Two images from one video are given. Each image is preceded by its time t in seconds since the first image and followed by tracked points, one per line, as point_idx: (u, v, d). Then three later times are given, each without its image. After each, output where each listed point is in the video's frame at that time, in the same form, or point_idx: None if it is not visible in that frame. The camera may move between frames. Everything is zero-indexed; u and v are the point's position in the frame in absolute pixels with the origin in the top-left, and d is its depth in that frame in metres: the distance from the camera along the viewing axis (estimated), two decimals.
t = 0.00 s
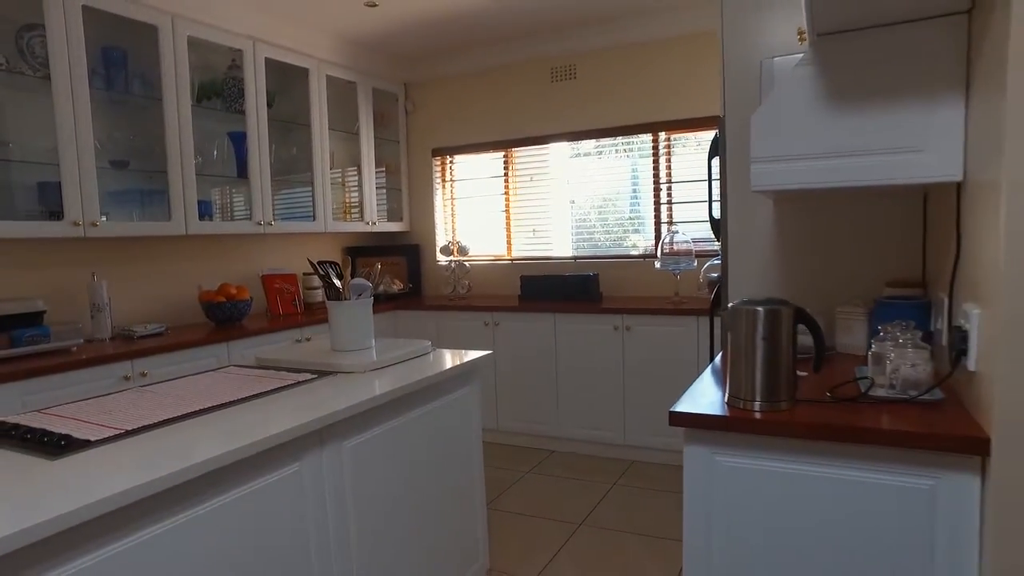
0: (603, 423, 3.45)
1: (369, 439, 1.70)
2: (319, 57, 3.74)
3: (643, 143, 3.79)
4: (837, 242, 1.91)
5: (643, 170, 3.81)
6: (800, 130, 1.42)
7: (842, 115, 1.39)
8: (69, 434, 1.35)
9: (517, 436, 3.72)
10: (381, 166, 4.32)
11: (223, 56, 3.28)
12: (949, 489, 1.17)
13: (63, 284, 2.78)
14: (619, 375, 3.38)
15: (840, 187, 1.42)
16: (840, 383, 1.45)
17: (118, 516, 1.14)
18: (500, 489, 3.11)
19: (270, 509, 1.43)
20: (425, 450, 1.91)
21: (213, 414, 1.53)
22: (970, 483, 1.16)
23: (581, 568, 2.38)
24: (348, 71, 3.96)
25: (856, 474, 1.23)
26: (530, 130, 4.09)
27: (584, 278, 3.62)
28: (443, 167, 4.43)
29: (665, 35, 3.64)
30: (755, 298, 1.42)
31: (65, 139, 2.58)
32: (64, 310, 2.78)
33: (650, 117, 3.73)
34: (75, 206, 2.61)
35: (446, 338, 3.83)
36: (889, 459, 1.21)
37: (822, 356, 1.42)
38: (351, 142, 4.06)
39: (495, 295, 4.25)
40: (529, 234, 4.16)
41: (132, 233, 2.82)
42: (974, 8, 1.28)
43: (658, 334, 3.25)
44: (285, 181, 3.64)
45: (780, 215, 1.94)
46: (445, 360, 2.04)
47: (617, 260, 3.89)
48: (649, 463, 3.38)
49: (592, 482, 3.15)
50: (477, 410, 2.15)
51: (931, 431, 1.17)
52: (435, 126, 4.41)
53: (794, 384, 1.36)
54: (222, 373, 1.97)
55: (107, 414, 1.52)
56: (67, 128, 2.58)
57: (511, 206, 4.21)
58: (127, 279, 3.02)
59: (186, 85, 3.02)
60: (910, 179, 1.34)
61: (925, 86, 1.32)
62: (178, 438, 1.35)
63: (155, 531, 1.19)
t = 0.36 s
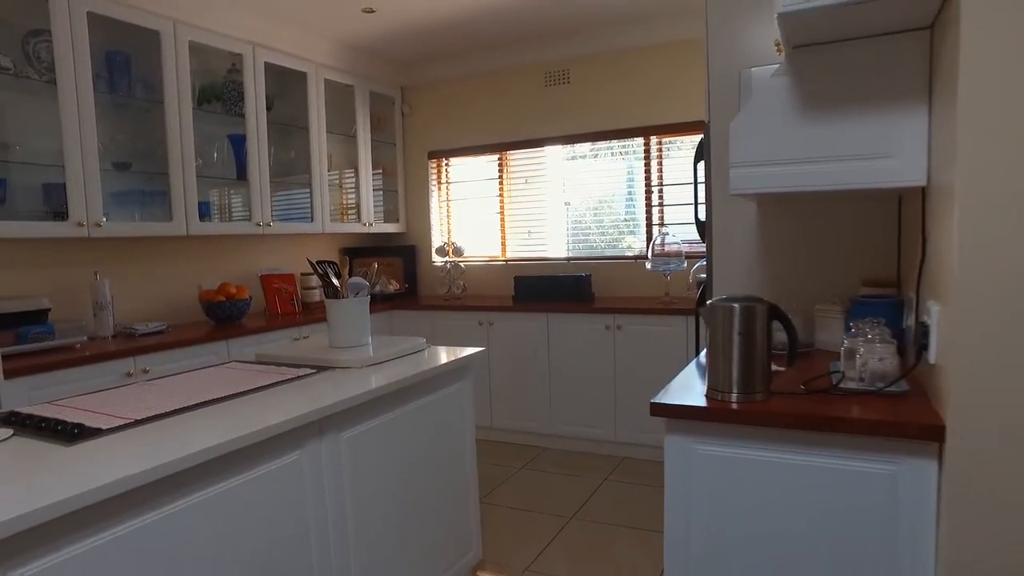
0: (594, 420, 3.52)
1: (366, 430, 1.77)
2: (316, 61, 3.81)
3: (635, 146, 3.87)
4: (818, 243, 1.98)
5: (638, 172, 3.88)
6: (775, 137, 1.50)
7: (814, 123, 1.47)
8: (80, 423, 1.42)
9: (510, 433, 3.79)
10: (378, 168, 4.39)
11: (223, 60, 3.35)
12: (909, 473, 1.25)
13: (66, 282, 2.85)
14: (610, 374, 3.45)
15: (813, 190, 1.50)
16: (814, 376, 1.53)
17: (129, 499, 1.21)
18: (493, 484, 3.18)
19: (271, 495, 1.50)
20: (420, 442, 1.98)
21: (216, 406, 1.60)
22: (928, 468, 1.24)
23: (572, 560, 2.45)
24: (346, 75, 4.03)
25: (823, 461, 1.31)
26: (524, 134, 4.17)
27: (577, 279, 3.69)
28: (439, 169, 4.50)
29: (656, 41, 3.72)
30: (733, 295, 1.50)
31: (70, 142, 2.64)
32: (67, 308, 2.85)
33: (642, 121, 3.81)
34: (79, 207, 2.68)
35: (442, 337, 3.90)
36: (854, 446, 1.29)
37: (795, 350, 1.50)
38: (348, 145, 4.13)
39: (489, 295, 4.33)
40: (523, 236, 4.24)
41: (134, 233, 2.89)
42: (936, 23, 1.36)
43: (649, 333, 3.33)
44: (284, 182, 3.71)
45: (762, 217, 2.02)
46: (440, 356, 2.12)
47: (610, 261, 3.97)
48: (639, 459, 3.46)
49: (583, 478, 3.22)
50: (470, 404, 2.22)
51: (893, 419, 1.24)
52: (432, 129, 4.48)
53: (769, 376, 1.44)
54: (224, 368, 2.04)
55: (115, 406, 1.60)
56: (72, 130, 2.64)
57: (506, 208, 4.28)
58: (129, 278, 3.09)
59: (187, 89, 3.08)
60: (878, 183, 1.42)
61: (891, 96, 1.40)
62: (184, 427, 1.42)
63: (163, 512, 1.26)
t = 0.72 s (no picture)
0: (586, 415, 3.61)
1: (364, 419, 1.86)
2: (316, 63, 3.89)
3: (628, 148, 3.95)
4: (799, 242, 2.07)
5: (633, 172, 3.95)
6: (751, 141, 1.59)
7: (787, 129, 1.56)
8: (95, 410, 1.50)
9: (505, 427, 3.88)
10: (376, 168, 4.47)
11: (225, 62, 3.43)
12: (872, 457, 1.34)
13: (73, 279, 2.92)
14: (602, 370, 3.54)
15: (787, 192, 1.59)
16: (788, 368, 1.62)
17: (141, 479, 1.30)
18: (487, 477, 3.26)
19: (275, 479, 1.59)
20: (416, 432, 2.07)
21: (222, 395, 1.68)
22: (889, 452, 1.33)
23: (563, 548, 2.54)
24: (345, 77, 4.11)
25: (791, 446, 1.41)
26: (519, 135, 4.25)
27: (571, 277, 3.78)
28: (436, 170, 4.58)
29: (648, 46, 3.81)
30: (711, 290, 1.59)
31: (77, 142, 2.72)
32: (73, 304, 2.93)
33: (634, 123, 3.90)
34: (85, 206, 2.76)
35: (438, 333, 3.99)
36: (821, 431, 1.38)
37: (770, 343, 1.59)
38: (347, 145, 4.21)
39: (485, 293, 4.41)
40: (519, 235, 4.32)
41: (139, 231, 2.97)
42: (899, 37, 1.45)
43: (639, 330, 3.42)
44: (283, 182, 3.79)
45: (744, 217, 2.11)
46: (435, 350, 2.20)
47: (603, 260, 4.05)
48: (630, 453, 3.55)
49: (575, 471, 3.31)
50: (464, 397, 2.31)
51: (856, 407, 1.34)
52: (429, 129, 4.57)
53: (744, 367, 1.53)
54: (228, 360, 2.13)
55: (127, 394, 1.68)
56: (79, 131, 2.72)
57: (502, 208, 4.36)
58: (133, 275, 3.17)
59: (190, 91, 3.16)
60: (847, 186, 1.51)
61: (859, 105, 1.49)
62: (193, 413, 1.51)
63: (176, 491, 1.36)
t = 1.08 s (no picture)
0: (583, 410, 3.69)
1: (368, 410, 1.93)
2: (317, 64, 3.95)
3: (624, 148, 4.03)
4: (787, 241, 2.15)
5: (629, 172, 4.03)
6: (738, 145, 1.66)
7: (773, 133, 1.63)
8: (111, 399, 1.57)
9: (502, 422, 3.95)
10: (376, 167, 4.54)
11: (228, 63, 3.49)
12: (850, 444, 1.42)
13: (80, 275, 2.99)
14: (598, 365, 3.61)
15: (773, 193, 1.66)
16: (773, 361, 1.70)
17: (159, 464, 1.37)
18: (485, 470, 3.34)
19: (286, 466, 1.65)
20: (417, 424, 2.14)
21: (232, 385, 1.76)
22: (866, 438, 1.41)
23: (559, 538, 2.61)
24: (345, 77, 4.17)
25: (774, 433, 1.48)
26: (517, 135, 4.32)
27: (567, 274, 3.85)
28: (435, 169, 4.65)
29: (643, 48, 3.88)
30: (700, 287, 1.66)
31: (85, 141, 2.79)
32: (81, 299, 3.00)
33: (630, 124, 3.97)
34: (93, 203, 2.83)
35: (437, 330, 4.06)
36: (802, 420, 1.46)
37: (755, 338, 1.67)
38: (348, 144, 4.28)
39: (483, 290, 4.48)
40: (517, 233, 4.39)
41: (145, 228, 3.03)
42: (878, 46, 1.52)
43: (635, 326, 3.50)
44: (285, 180, 3.85)
45: (733, 217, 2.18)
46: (435, 344, 2.28)
47: (600, 258, 4.13)
48: (625, 447, 3.62)
49: (571, 464, 3.38)
50: (463, 390, 2.38)
51: (838, 396, 1.41)
52: (428, 129, 4.64)
53: (730, 360, 1.60)
54: (234, 354, 2.20)
55: (140, 385, 1.75)
56: (87, 131, 2.79)
57: (500, 206, 4.43)
58: (138, 272, 3.24)
59: (195, 92, 3.23)
60: (829, 188, 1.58)
61: (839, 110, 1.57)
62: (205, 402, 1.58)
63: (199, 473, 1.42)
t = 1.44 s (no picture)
0: (579, 405, 3.78)
1: (372, 400, 2.02)
2: (319, 66, 4.04)
3: (620, 149, 4.11)
4: (773, 240, 2.24)
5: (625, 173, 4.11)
6: (724, 149, 1.75)
7: (756, 137, 1.72)
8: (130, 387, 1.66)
9: (500, 417, 4.04)
10: (377, 167, 4.63)
11: (233, 65, 3.57)
12: (824, 429, 1.51)
13: (89, 271, 3.08)
14: (594, 362, 3.71)
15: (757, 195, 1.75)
16: (757, 354, 1.79)
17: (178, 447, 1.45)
18: (483, 463, 3.43)
19: (296, 450, 1.74)
20: (418, 414, 2.23)
21: (242, 376, 1.85)
22: (839, 424, 1.50)
23: (554, 527, 2.71)
24: (347, 79, 4.26)
25: (756, 421, 1.58)
26: (516, 136, 4.41)
27: (564, 273, 3.94)
28: (434, 169, 4.74)
29: (638, 51, 3.97)
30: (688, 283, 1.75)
31: (96, 142, 2.88)
32: (90, 295, 3.08)
33: (626, 126, 4.06)
34: (103, 202, 2.91)
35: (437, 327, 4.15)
36: (782, 408, 1.55)
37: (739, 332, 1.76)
38: (349, 145, 4.36)
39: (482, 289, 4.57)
40: (514, 233, 4.48)
41: (152, 226, 3.12)
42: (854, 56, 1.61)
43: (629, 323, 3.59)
44: (288, 180, 3.94)
45: (722, 217, 2.28)
46: (435, 339, 2.37)
47: (596, 257, 4.22)
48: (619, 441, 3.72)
49: (567, 458, 3.47)
50: (462, 383, 2.47)
51: (814, 385, 1.51)
52: (428, 130, 4.72)
53: (715, 352, 1.69)
54: (243, 347, 2.29)
55: (155, 375, 1.84)
56: (98, 131, 2.88)
57: (499, 206, 4.52)
58: (145, 269, 3.33)
59: (201, 94, 3.31)
60: (809, 190, 1.68)
61: (818, 117, 1.66)
62: (218, 390, 1.67)
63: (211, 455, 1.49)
